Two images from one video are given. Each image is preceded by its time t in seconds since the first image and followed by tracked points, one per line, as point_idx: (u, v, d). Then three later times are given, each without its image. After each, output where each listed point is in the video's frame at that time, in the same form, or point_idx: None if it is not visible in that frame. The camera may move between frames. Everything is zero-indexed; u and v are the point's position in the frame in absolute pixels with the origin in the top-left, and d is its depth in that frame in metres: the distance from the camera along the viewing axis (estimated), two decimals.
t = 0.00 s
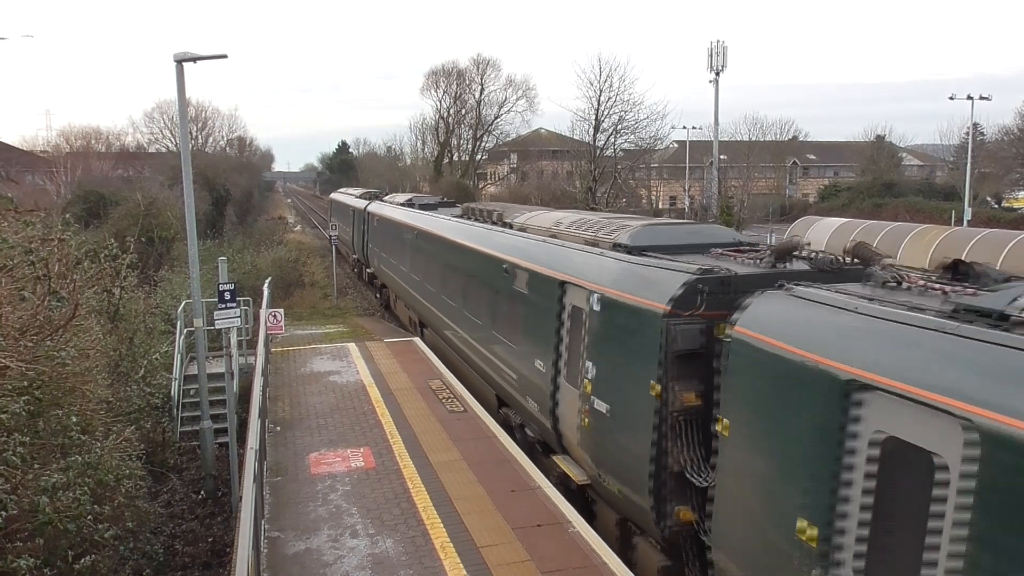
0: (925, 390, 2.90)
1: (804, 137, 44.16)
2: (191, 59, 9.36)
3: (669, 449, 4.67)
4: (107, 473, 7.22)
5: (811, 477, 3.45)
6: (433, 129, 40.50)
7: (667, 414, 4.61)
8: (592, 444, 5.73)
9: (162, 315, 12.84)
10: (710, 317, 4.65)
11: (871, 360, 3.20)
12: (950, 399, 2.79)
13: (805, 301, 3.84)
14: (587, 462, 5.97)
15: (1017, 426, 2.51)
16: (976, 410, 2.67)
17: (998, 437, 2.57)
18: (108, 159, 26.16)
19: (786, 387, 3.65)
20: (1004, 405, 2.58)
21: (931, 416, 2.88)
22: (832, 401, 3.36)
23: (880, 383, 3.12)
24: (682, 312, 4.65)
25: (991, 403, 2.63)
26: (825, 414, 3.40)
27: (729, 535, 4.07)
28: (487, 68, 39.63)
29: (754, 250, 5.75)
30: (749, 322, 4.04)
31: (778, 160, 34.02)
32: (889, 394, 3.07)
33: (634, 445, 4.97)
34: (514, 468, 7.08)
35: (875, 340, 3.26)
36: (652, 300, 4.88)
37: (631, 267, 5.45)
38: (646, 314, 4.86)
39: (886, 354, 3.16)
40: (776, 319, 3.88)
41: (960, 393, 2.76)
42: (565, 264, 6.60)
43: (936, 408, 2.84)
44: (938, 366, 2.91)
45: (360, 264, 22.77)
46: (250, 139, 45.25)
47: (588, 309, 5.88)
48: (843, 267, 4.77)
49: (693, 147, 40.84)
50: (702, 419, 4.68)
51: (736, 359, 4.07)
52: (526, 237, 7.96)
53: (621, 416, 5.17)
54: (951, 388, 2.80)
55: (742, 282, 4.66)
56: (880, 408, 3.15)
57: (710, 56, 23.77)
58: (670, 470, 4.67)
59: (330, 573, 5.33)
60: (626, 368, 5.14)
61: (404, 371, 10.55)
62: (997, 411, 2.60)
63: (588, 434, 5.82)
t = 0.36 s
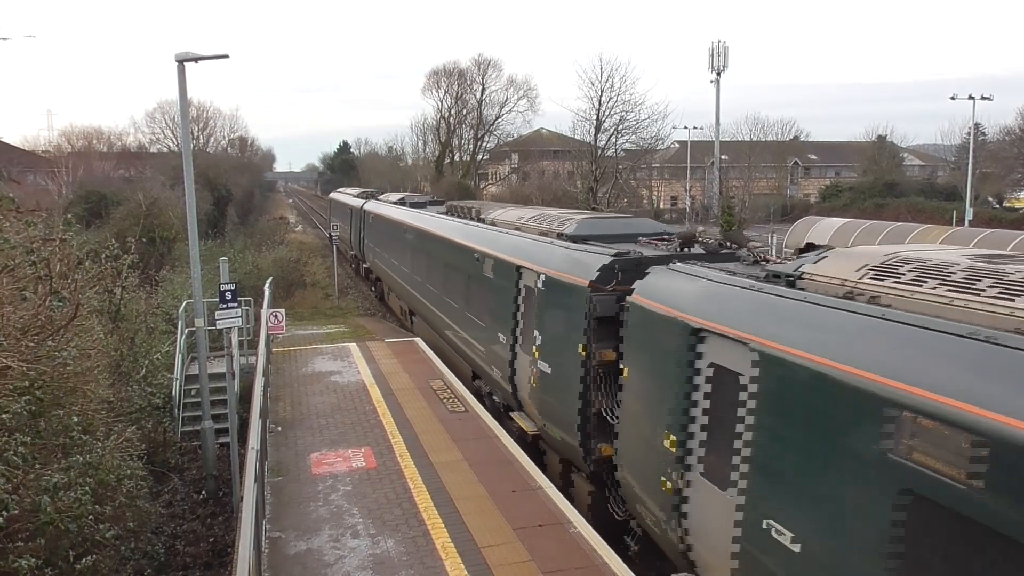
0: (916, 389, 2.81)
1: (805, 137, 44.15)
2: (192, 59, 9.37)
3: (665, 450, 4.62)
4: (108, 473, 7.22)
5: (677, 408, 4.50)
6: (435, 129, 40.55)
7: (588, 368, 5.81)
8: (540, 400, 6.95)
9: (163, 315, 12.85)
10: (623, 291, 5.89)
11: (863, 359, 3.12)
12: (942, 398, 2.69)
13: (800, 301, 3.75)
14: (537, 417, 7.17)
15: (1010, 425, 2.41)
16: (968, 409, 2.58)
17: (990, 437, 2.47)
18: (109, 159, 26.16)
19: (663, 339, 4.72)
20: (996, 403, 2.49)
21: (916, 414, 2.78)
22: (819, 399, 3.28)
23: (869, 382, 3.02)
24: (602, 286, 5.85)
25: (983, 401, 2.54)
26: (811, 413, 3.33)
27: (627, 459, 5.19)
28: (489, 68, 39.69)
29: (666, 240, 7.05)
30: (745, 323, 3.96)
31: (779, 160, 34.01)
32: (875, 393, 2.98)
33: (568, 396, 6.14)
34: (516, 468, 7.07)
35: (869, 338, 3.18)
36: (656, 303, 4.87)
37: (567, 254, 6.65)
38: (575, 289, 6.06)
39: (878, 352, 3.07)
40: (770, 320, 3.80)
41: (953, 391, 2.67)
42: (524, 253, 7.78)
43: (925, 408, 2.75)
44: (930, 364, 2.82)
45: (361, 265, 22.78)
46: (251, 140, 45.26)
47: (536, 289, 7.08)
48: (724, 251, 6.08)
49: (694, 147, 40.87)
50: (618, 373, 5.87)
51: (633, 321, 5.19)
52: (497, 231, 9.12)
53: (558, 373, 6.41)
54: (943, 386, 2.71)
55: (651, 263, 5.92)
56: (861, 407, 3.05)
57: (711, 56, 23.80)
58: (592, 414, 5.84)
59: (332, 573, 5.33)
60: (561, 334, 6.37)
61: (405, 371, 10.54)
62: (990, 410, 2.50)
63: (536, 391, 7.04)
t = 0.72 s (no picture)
0: (915, 387, 2.82)
1: (807, 137, 44.11)
2: (194, 60, 9.38)
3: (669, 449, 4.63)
4: (109, 473, 7.23)
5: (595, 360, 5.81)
6: (437, 130, 40.58)
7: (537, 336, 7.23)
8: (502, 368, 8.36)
9: (164, 316, 12.85)
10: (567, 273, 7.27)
11: (863, 358, 3.12)
12: (940, 395, 2.70)
13: (801, 301, 3.74)
14: (500, 381, 8.59)
15: (1005, 423, 2.42)
16: (964, 408, 2.59)
17: (987, 436, 2.48)
18: (111, 160, 26.18)
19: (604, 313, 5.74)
20: (996, 402, 2.49)
21: (913, 413, 2.79)
22: (819, 399, 3.30)
23: (869, 381, 3.03)
24: (549, 270, 7.29)
25: (982, 399, 2.54)
26: (810, 412, 3.36)
27: (563, 405, 6.56)
28: (490, 69, 39.73)
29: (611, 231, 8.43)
30: (744, 323, 3.96)
31: (781, 160, 33.99)
32: (873, 391, 2.99)
33: (522, 360, 7.57)
34: (517, 469, 7.06)
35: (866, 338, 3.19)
36: (656, 304, 4.88)
37: (523, 243, 8.06)
38: (529, 273, 7.47)
39: (877, 351, 3.08)
40: (769, 319, 3.80)
41: (952, 390, 2.67)
42: (491, 244, 9.12)
43: (922, 406, 2.76)
44: (928, 364, 2.82)
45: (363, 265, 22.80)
46: (253, 140, 45.29)
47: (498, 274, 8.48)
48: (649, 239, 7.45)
49: (696, 147, 40.88)
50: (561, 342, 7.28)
51: (569, 294, 6.47)
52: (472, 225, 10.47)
53: (515, 343, 7.82)
54: (943, 385, 2.71)
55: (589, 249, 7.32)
56: (859, 404, 3.07)
57: (712, 56, 23.81)
58: (540, 374, 7.24)
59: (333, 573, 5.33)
60: (519, 312, 7.76)
61: (406, 372, 10.54)
62: (988, 409, 2.51)
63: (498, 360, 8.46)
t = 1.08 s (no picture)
0: (914, 386, 2.82)
1: (809, 138, 44.07)
2: (196, 61, 9.39)
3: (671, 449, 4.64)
4: (111, 474, 7.24)
5: (539, 330, 7.18)
6: (438, 131, 40.59)
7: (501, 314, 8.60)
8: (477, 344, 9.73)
9: (167, 317, 12.88)
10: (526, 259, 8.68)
11: (863, 358, 3.12)
12: (940, 395, 2.70)
13: (802, 302, 3.73)
14: (474, 356, 9.99)
15: (1004, 422, 2.42)
16: (964, 407, 2.59)
17: (987, 435, 2.49)
18: (113, 161, 26.20)
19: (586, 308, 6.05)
20: (996, 402, 2.49)
21: (914, 413, 2.79)
22: (820, 398, 3.31)
23: (868, 381, 3.04)
24: (512, 257, 8.72)
25: (984, 399, 2.53)
26: (810, 411, 3.37)
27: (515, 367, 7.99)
28: (492, 70, 39.76)
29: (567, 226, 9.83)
30: (745, 324, 3.96)
31: (783, 161, 33.98)
32: (873, 391, 3.00)
33: (490, 336, 9.00)
34: (519, 471, 7.05)
35: (865, 338, 3.19)
36: (655, 304, 4.88)
37: (493, 236, 9.42)
38: (496, 261, 8.84)
39: (877, 350, 3.08)
40: (769, 319, 3.81)
41: (953, 390, 2.66)
42: (467, 237, 10.53)
43: (921, 406, 2.76)
44: (927, 363, 2.83)
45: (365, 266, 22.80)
46: (255, 142, 45.32)
47: (471, 263, 9.92)
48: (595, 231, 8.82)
49: (698, 149, 40.85)
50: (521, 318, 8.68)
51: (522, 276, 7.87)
52: (455, 222, 11.80)
53: (485, 322, 9.19)
54: (944, 385, 2.71)
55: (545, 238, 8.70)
56: (859, 404, 3.08)
57: (713, 57, 23.81)
58: (503, 346, 8.63)
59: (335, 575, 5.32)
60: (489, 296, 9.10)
61: (409, 373, 10.54)
62: (988, 408, 2.51)
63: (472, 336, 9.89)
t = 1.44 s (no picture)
0: (918, 385, 2.81)
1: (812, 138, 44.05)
2: (198, 62, 9.40)
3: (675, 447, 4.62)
4: (114, 475, 7.24)
5: (502, 307, 8.52)
6: (440, 132, 40.61)
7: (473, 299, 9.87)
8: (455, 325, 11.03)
9: (169, 317, 12.90)
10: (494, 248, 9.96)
11: (867, 357, 3.12)
12: (944, 394, 2.70)
13: (811, 302, 3.72)
14: (454, 337, 11.23)
15: (1008, 422, 2.43)
16: (968, 406, 2.59)
17: (989, 434, 2.49)
18: (116, 162, 26.22)
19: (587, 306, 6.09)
20: (1000, 401, 2.49)
21: (920, 413, 2.78)
22: (823, 395, 3.30)
23: (872, 380, 3.03)
24: (483, 247, 10.01)
25: (989, 398, 2.53)
26: (812, 409, 3.37)
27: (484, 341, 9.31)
28: (494, 71, 39.78)
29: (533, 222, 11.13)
30: (750, 323, 3.94)
31: (785, 162, 33.95)
32: (878, 389, 2.99)
33: (465, 317, 10.30)
34: (521, 472, 7.04)
35: (870, 338, 3.19)
36: (659, 304, 4.87)
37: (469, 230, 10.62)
38: (470, 252, 10.12)
39: (881, 349, 3.07)
40: (773, 319, 3.81)
41: (959, 390, 2.65)
42: (448, 231, 11.79)
43: (926, 405, 2.76)
44: (932, 363, 2.83)
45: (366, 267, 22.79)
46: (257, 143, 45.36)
47: (449, 253, 11.20)
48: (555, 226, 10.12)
49: (700, 149, 40.83)
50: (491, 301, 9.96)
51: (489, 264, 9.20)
52: (441, 219, 12.93)
53: (462, 305, 10.48)
54: (952, 386, 2.69)
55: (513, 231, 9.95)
56: (862, 403, 3.08)
57: (715, 58, 23.80)
58: (476, 325, 9.92)
59: None
60: (465, 282, 10.35)
61: (411, 374, 10.54)
62: (992, 408, 2.51)
63: (452, 318, 11.22)
